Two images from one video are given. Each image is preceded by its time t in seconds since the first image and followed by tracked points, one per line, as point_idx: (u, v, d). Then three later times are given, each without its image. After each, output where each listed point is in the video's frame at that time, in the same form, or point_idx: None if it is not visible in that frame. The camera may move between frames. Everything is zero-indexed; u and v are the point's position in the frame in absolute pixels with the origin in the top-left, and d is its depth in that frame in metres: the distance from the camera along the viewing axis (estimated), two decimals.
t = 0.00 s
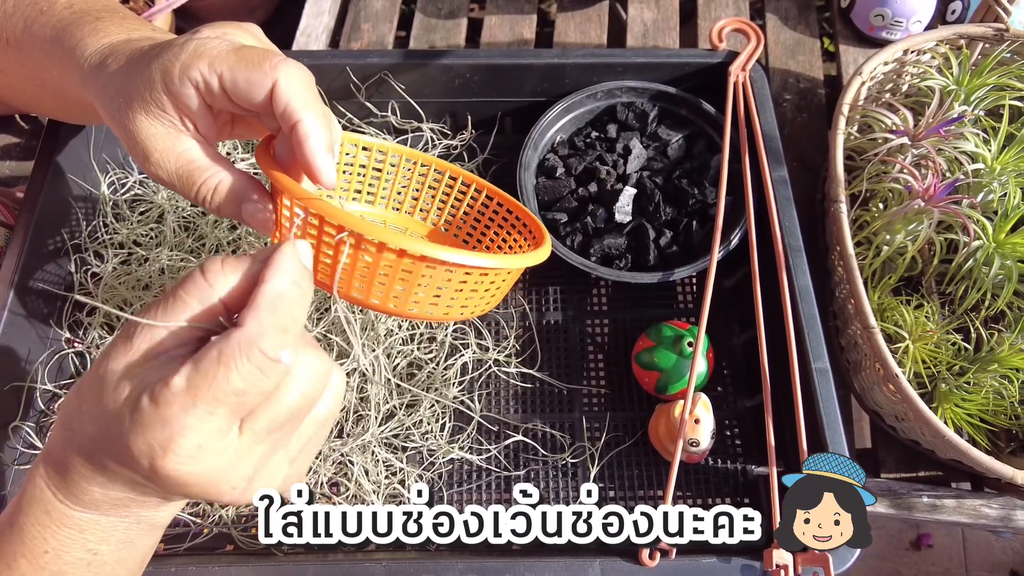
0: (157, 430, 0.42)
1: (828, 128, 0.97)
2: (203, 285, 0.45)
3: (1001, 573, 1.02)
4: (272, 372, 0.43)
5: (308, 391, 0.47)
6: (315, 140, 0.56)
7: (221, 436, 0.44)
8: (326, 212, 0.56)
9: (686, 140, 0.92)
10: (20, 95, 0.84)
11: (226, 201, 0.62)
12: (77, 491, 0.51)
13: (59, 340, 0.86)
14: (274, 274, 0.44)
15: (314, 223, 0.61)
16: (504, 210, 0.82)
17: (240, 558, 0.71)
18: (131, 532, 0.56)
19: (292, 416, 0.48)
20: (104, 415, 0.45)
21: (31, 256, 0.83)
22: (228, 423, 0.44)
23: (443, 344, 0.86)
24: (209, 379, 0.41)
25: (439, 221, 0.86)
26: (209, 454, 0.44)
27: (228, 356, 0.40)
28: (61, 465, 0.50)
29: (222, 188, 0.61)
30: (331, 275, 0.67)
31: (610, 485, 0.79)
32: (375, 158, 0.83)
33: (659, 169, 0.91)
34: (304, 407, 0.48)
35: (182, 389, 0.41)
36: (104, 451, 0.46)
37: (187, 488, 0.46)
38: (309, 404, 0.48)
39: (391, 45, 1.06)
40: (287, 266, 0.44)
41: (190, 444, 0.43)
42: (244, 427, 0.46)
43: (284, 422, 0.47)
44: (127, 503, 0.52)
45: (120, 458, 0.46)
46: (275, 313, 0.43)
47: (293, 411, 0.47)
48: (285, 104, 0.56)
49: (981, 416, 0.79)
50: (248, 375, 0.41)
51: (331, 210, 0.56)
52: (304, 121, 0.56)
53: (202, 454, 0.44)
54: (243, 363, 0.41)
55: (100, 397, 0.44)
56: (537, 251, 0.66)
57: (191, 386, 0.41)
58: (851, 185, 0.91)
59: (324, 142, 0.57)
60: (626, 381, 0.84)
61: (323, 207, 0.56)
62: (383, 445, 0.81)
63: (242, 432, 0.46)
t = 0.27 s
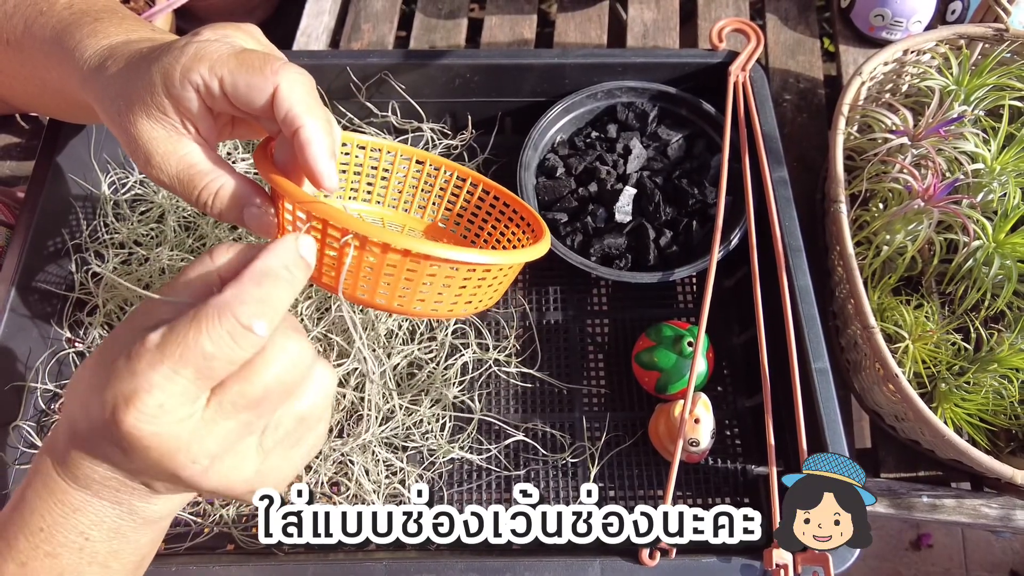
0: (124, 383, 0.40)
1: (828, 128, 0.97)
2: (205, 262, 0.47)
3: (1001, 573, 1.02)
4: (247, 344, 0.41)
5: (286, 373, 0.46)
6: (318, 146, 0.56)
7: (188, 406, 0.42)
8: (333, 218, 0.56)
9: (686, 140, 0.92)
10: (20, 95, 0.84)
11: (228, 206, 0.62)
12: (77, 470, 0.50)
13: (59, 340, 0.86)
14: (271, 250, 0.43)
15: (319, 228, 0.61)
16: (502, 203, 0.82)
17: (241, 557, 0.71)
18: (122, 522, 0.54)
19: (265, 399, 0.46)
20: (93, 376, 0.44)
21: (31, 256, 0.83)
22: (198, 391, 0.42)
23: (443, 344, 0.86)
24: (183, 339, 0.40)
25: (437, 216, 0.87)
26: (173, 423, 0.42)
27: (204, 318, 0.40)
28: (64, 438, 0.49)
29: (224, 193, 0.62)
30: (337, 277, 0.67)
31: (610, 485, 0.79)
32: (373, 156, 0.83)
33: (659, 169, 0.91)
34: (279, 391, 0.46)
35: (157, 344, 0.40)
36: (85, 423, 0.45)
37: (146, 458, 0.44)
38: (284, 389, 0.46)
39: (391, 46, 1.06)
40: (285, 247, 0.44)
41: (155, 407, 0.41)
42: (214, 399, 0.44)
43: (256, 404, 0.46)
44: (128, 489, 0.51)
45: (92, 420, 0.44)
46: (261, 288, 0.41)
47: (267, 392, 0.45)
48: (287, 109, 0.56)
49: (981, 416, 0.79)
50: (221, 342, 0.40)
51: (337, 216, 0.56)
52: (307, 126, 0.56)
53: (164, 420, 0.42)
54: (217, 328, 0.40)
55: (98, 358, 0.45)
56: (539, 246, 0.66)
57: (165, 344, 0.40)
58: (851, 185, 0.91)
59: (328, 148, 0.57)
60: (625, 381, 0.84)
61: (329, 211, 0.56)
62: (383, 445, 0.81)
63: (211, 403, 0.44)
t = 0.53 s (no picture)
0: (124, 401, 0.40)
1: (828, 129, 0.97)
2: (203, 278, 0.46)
3: (1000, 573, 1.02)
4: (250, 360, 0.42)
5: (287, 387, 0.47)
6: (322, 154, 0.57)
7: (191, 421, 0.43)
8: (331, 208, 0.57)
9: (686, 140, 0.92)
10: (21, 94, 0.84)
11: (229, 204, 0.63)
12: (65, 494, 0.50)
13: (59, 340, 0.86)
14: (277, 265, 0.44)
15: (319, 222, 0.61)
16: (502, 202, 0.82)
17: (241, 557, 0.71)
18: (108, 545, 0.55)
19: (265, 415, 0.47)
20: (87, 394, 0.44)
21: (31, 257, 0.83)
22: (200, 408, 0.43)
23: (443, 344, 0.86)
24: (187, 352, 0.40)
25: (439, 215, 0.87)
26: (175, 439, 0.42)
27: (209, 331, 0.40)
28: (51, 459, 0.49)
29: (225, 191, 0.62)
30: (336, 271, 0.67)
31: (610, 485, 0.79)
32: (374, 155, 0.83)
33: (659, 170, 0.91)
34: (280, 406, 0.48)
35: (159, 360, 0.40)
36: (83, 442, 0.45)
37: (144, 478, 0.43)
38: (284, 405, 0.48)
39: (391, 46, 1.06)
40: (289, 263, 0.45)
41: (158, 423, 0.41)
42: (217, 416, 0.45)
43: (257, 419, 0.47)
44: (117, 515, 0.52)
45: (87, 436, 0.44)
46: (264, 301, 0.42)
47: (267, 408, 0.47)
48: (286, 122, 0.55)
49: (980, 416, 0.79)
50: (226, 356, 0.41)
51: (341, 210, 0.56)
52: (309, 138, 0.56)
53: (165, 435, 0.42)
54: (221, 342, 0.40)
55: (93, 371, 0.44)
56: (538, 245, 0.66)
57: (169, 360, 0.40)
58: (851, 185, 0.91)
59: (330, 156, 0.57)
60: (625, 381, 0.84)
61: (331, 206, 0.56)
62: (382, 445, 0.81)
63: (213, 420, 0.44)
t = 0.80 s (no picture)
0: (193, 443, 0.43)
1: (828, 129, 0.97)
2: (209, 297, 0.46)
3: (1000, 573, 1.02)
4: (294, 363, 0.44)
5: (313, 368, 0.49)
6: (314, 167, 0.56)
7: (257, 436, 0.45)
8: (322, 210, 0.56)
9: (686, 140, 0.92)
10: (22, 94, 0.84)
11: (224, 206, 0.62)
12: (80, 507, 0.51)
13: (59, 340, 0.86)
14: (278, 266, 0.45)
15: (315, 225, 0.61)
16: (502, 206, 0.82)
17: (241, 557, 0.71)
18: (126, 542, 0.57)
19: (303, 399, 0.50)
20: (119, 443, 0.44)
21: (31, 257, 0.83)
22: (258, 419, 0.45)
23: (443, 344, 0.86)
24: (240, 383, 0.42)
25: (438, 219, 0.86)
26: (250, 456, 0.45)
27: (253, 357, 0.42)
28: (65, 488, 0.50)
29: (221, 192, 0.61)
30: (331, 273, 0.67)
31: (609, 485, 0.79)
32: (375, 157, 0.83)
33: (658, 170, 0.91)
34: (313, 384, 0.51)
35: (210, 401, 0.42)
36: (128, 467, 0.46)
37: (229, 492, 0.47)
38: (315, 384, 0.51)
39: (391, 46, 1.06)
40: (289, 259, 0.46)
41: (232, 450, 0.44)
42: (272, 422, 0.47)
43: (298, 406, 0.50)
44: (127, 514, 0.53)
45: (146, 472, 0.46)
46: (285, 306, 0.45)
47: (303, 394, 0.49)
48: (279, 135, 0.56)
49: (980, 416, 0.79)
50: (276, 371, 0.43)
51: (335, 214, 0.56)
52: (300, 152, 0.56)
53: (244, 456, 0.45)
54: (268, 361, 0.42)
55: (115, 423, 0.44)
56: (536, 249, 0.66)
57: (223, 393, 0.42)
58: (851, 185, 0.91)
59: (323, 169, 0.57)
60: (625, 381, 0.84)
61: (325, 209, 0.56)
62: (382, 444, 0.81)
63: (268, 428, 0.47)
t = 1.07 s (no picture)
0: (200, 431, 0.43)
1: (828, 128, 0.97)
2: (226, 285, 0.45)
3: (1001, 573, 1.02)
4: (305, 359, 0.43)
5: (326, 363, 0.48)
6: (319, 163, 0.57)
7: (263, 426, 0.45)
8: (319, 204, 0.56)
9: (687, 139, 0.92)
10: (22, 93, 0.84)
11: (223, 207, 0.62)
12: (99, 485, 0.50)
13: (60, 339, 0.86)
14: (294, 262, 0.44)
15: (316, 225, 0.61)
16: (502, 216, 0.82)
17: (241, 556, 0.71)
18: (148, 518, 0.56)
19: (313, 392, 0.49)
20: (131, 423, 0.45)
21: (31, 255, 0.83)
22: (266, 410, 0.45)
23: (443, 343, 0.86)
24: (248, 374, 0.41)
25: (436, 221, 0.86)
26: (255, 445, 0.45)
27: (263, 349, 0.41)
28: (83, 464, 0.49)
29: (220, 192, 0.61)
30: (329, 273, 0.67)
31: (610, 484, 0.79)
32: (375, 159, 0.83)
33: (659, 169, 0.91)
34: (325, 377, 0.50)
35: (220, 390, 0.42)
36: (139, 450, 0.46)
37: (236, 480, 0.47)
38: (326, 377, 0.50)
39: (391, 45, 1.06)
40: (306, 255, 0.45)
41: (237, 438, 0.43)
42: (280, 414, 0.46)
43: (308, 398, 0.49)
44: (151, 492, 0.52)
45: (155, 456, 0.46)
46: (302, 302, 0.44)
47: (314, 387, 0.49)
48: (285, 130, 0.56)
49: (981, 416, 0.79)
50: (286, 365, 0.42)
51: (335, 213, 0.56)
52: (306, 147, 0.56)
53: (248, 445, 0.44)
54: (278, 355, 0.41)
55: (130, 403, 0.44)
56: (533, 254, 0.66)
57: (232, 383, 0.41)
58: (851, 185, 0.91)
59: (329, 164, 0.57)
60: (625, 380, 0.84)
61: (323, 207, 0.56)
62: (382, 443, 0.81)
63: (275, 419, 0.46)
